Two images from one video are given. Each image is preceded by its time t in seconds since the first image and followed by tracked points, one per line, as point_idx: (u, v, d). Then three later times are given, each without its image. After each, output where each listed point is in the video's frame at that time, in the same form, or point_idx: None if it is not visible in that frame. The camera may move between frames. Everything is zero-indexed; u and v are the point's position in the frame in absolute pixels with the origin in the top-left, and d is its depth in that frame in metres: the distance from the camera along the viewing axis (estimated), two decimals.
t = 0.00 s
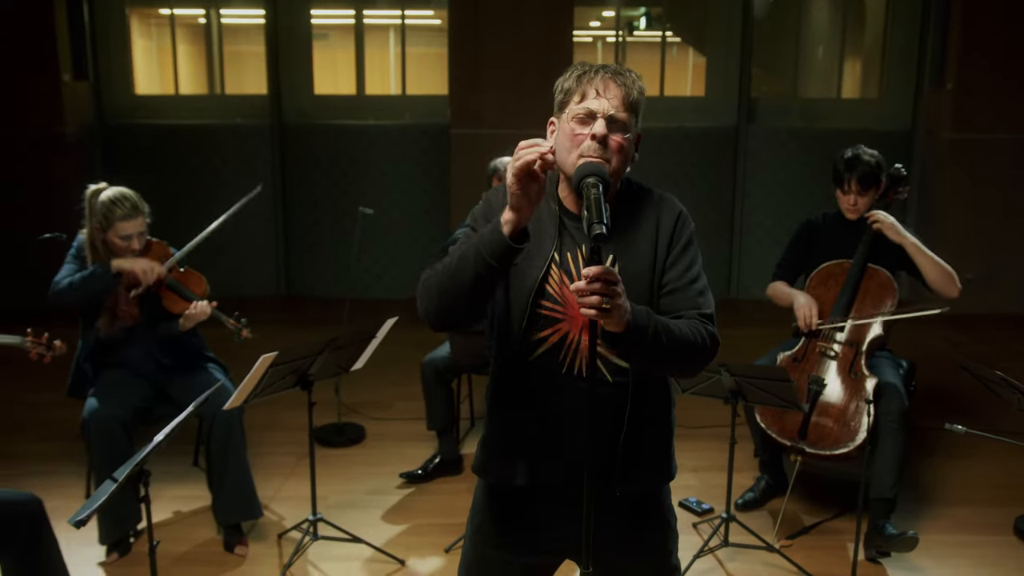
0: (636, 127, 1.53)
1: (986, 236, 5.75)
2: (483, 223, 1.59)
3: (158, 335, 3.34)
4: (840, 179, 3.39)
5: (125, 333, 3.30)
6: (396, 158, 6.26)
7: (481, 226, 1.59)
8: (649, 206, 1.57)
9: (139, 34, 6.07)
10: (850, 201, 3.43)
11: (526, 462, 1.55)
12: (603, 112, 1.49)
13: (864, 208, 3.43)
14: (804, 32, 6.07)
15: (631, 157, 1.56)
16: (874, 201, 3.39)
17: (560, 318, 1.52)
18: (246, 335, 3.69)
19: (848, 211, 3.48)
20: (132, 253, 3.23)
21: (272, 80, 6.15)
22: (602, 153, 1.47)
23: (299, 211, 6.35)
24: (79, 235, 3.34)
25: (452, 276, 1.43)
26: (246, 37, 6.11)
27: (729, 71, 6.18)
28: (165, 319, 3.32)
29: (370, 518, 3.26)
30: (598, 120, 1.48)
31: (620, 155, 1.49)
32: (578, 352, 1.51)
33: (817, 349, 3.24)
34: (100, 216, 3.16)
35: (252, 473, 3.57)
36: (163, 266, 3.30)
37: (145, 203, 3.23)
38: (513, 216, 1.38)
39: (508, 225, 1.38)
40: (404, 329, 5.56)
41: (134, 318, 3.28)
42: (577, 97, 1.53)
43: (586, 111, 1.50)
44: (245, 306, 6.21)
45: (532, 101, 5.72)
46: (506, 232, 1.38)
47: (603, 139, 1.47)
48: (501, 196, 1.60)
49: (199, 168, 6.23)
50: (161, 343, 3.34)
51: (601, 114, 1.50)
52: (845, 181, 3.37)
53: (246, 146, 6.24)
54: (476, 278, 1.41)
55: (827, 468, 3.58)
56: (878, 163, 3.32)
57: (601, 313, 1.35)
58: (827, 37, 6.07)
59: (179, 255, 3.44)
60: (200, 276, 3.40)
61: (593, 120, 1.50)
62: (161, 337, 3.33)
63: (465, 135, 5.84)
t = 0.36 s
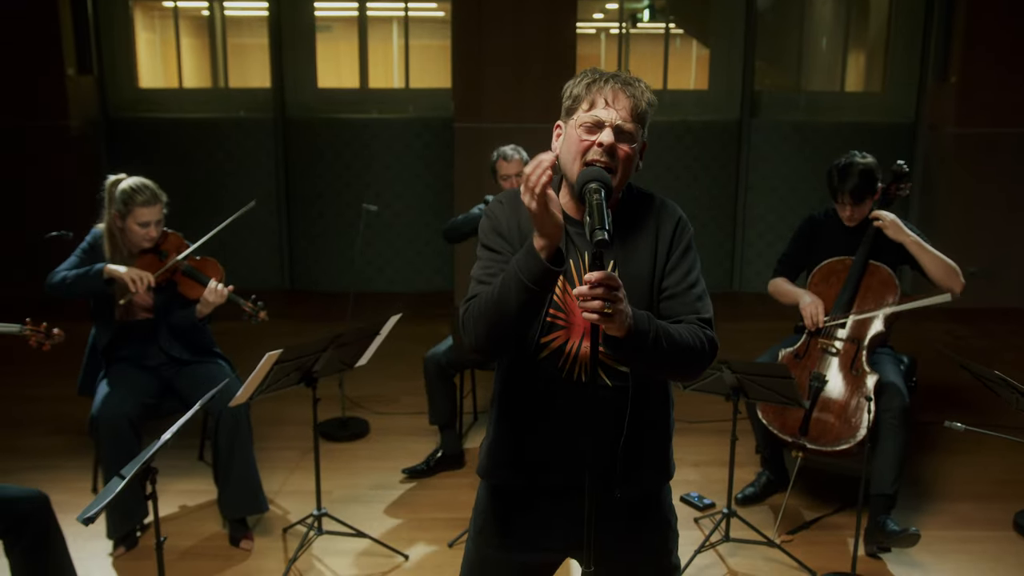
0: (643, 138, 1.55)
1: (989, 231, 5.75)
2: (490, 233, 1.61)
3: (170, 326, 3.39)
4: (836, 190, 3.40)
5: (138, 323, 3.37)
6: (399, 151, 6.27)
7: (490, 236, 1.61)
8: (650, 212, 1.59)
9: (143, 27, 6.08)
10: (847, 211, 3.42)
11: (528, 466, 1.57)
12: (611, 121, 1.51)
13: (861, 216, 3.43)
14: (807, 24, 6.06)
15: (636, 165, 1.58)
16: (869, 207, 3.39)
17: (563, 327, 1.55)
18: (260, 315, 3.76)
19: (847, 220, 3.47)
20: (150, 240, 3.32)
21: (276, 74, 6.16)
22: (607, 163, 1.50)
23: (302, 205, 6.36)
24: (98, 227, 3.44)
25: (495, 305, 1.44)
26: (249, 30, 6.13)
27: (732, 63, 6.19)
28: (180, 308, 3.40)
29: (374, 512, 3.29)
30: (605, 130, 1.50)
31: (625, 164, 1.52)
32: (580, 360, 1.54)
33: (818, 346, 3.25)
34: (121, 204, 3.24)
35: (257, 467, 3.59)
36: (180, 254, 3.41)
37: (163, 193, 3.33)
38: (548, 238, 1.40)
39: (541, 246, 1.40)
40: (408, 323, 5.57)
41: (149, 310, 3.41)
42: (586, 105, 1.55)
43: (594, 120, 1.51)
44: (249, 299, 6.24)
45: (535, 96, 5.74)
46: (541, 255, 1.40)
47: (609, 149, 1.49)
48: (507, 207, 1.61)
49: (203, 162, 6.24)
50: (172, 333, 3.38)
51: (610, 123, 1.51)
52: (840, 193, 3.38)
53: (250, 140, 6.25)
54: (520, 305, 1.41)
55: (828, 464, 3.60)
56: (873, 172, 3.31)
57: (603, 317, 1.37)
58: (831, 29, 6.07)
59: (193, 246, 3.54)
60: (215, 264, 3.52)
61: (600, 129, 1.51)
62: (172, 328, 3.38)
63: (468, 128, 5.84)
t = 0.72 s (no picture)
0: (643, 145, 1.56)
1: (990, 228, 5.76)
2: (493, 235, 1.63)
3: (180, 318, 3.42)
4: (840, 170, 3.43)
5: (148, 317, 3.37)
6: (401, 147, 6.28)
7: (492, 237, 1.62)
8: (651, 219, 1.60)
9: (145, 21, 6.09)
10: (850, 190, 3.44)
11: (529, 467, 1.60)
12: (612, 127, 1.52)
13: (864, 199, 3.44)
14: (810, 19, 6.05)
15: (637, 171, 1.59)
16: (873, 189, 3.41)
17: (563, 330, 1.57)
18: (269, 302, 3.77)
19: (849, 200, 3.49)
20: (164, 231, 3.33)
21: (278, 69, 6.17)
22: (608, 169, 1.51)
23: (305, 201, 6.37)
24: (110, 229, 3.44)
25: (501, 309, 1.46)
26: (252, 24, 6.12)
27: (734, 58, 6.18)
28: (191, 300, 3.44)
29: (377, 509, 3.32)
30: (606, 136, 1.51)
31: (626, 170, 1.53)
32: (581, 364, 1.55)
33: (818, 344, 3.26)
34: (137, 195, 3.28)
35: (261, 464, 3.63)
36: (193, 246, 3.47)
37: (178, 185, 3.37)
38: (563, 252, 1.41)
39: (555, 257, 1.41)
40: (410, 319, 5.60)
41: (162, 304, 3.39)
42: (588, 111, 1.56)
43: (595, 125, 1.53)
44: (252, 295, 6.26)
45: (536, 92, 5.74)
46: (553, 267, 1.40)
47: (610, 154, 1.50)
48: (508, 209, 1.63)
49: (205, 158, 6.26)
50: (181, 326, 3.42)
51: (611, 129, 1.52)
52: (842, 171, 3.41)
53: (252, 135, 6.26)
54: (525, 310, 1.43)
55: (828, 461, 3.63)
56: (878, 156, 3.36)
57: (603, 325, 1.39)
58: (834, 23, 6.06)
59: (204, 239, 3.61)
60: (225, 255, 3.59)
61: (601, 135, 1.52)
62: (183, 319, 3.41)
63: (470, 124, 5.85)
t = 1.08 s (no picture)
0: (641, 157, 1.58)
1: (990, 226, 5.78)
2: (488, 241, 1.64)
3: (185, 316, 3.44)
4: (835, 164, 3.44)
5: (152, 317, 3.39)
6: (402, 145, 6.30)
7: (487, 244, 1.64)
8: (647, 227, 1.62)
9: (147, 17, 6.10)
10: (843, 183, 3.46)
11: (527, 472, 1.62)
12: (612, 138, 1.54)
13: (858, 194, 3.45)
14: (811, 15, 6.06)
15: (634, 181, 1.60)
16: (867, 185, 3.42)
17: (558, 336, 1.58)
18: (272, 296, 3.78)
19: (842, 196, 3.51)
20: (168, 229, 3.35)
21: (280, 66, 6.18)
22: (606, 180, 1.52)
23: (306, 198, 6.40)
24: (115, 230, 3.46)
25: (489, 312, 1.48)
26: (253, 20, 6.14)
27: (735, 54, 6.19)
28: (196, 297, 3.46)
29: (379, 507, 3.35)
30: (606, 145, 1.53)
31: (624, 180, 1.55)
32: (577, 371, 1.56)
33: (816, 344, 3.29)
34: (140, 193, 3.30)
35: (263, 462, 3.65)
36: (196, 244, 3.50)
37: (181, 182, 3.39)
38: (550, 254, 1.42)
39: (542, 261, 1.43)
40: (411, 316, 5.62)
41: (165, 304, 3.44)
42: (590, 119, 1.58)
43: (596, 134, 1.54)
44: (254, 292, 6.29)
45: (537, 90, 5.76)
46: (541, 272, 1.42)
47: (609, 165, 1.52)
48: (504, 216, 1.65)
49: (207, 156, 6.27)
50: (186, 325, 3.44)
51: (611, 139, 1.54)
52: (836, 167, 3.43)
53: (254, 133, 6.27)
54: (511, 313, 1.45)
55: (826, 460, 3.65)
56: (875, 155, 3.38)
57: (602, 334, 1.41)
58: (834, 19, 6.07)
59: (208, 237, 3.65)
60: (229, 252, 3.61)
61: (602, 144, 1.54)
62: (187, 318, 3.43)
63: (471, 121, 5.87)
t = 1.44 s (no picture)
0: (639, 168, 1.60)
1: (990, 225, 5.80)
2: (492, 249, 1.66)
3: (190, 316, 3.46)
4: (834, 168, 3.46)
5: (157, 318, 3.41)
6: (403, 144, 6.31)
7: (491, 252, 1.66)
8: (644, 237, 1.65)
9: (148, 16, 6.12)
10: (842, 188, 3.48)
11: (526, 477, 1.64)
12: (611, 148, 1.55)
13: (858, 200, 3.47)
14: (810, 13, 6.07)
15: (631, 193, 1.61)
16: (866, 190, 3.44)
17: (557, 342, 1.61)
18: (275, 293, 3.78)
19: (842, 201, 3.52)
20: (170, 227, 3.36)
21: (280, 64, 6.20)
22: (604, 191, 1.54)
23: (307, 196, 6.41)
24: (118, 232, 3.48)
25: (506, 325, 1.48)
26: (254, 18, 6.15)
27: (735, 52, 6.20)
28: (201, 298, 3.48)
29: (381, 507, 3.37)
30: (605, 156, 1.54)
31: (621, 190, 1.56)
32: (576, 377, 1.59)
33: (814, 345, 3.31)
34: (141, 193, 3.31)
35: (264, 462, 3.67)
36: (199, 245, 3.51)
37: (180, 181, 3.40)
38: (561, 265, 1.43)
39: (555, 272, 1.44)
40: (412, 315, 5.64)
41: (169, 304, 3.46)
42: (590, 129, 1.59)
43: (595, 144, 1.56)
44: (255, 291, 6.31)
45: (538, 90, 5.77)
46: (555, 283, 1.43)
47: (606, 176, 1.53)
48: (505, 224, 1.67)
49: (208, 154, 6.29)
50: (191, 325, 3.46)
51: (610, 150, 1.56)
52: (836, 169, 3.44)
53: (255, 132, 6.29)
54: (529, 325, 1.46)
55: (824, 460, 3.67)
56: (874, 157, 3.40)
57: (602, 342, 1.43)
58: (834, 17, 6.09)
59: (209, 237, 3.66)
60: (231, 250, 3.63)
61: (601, 154, 1.56)
62: (193, 318, 3.46)
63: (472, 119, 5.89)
